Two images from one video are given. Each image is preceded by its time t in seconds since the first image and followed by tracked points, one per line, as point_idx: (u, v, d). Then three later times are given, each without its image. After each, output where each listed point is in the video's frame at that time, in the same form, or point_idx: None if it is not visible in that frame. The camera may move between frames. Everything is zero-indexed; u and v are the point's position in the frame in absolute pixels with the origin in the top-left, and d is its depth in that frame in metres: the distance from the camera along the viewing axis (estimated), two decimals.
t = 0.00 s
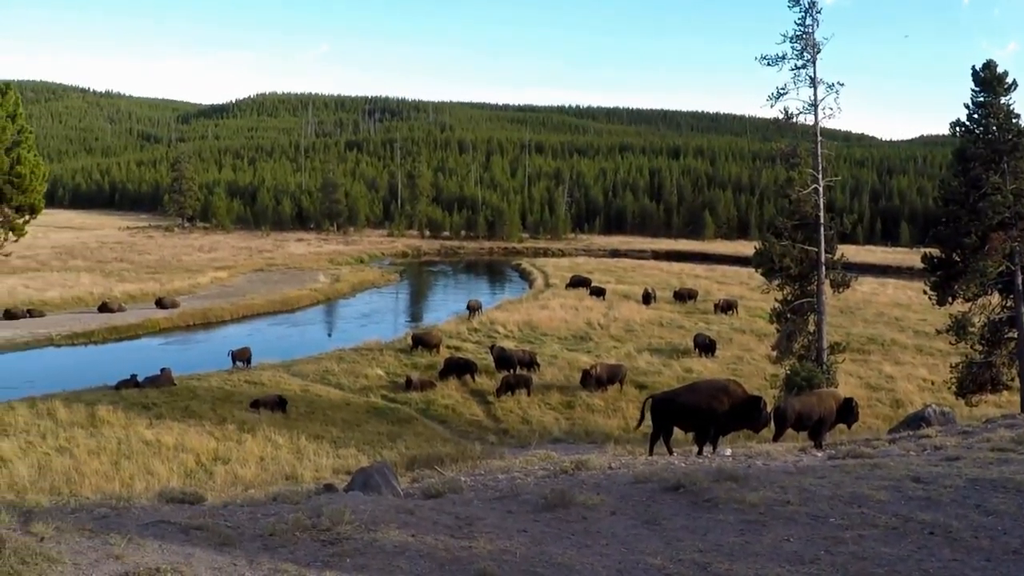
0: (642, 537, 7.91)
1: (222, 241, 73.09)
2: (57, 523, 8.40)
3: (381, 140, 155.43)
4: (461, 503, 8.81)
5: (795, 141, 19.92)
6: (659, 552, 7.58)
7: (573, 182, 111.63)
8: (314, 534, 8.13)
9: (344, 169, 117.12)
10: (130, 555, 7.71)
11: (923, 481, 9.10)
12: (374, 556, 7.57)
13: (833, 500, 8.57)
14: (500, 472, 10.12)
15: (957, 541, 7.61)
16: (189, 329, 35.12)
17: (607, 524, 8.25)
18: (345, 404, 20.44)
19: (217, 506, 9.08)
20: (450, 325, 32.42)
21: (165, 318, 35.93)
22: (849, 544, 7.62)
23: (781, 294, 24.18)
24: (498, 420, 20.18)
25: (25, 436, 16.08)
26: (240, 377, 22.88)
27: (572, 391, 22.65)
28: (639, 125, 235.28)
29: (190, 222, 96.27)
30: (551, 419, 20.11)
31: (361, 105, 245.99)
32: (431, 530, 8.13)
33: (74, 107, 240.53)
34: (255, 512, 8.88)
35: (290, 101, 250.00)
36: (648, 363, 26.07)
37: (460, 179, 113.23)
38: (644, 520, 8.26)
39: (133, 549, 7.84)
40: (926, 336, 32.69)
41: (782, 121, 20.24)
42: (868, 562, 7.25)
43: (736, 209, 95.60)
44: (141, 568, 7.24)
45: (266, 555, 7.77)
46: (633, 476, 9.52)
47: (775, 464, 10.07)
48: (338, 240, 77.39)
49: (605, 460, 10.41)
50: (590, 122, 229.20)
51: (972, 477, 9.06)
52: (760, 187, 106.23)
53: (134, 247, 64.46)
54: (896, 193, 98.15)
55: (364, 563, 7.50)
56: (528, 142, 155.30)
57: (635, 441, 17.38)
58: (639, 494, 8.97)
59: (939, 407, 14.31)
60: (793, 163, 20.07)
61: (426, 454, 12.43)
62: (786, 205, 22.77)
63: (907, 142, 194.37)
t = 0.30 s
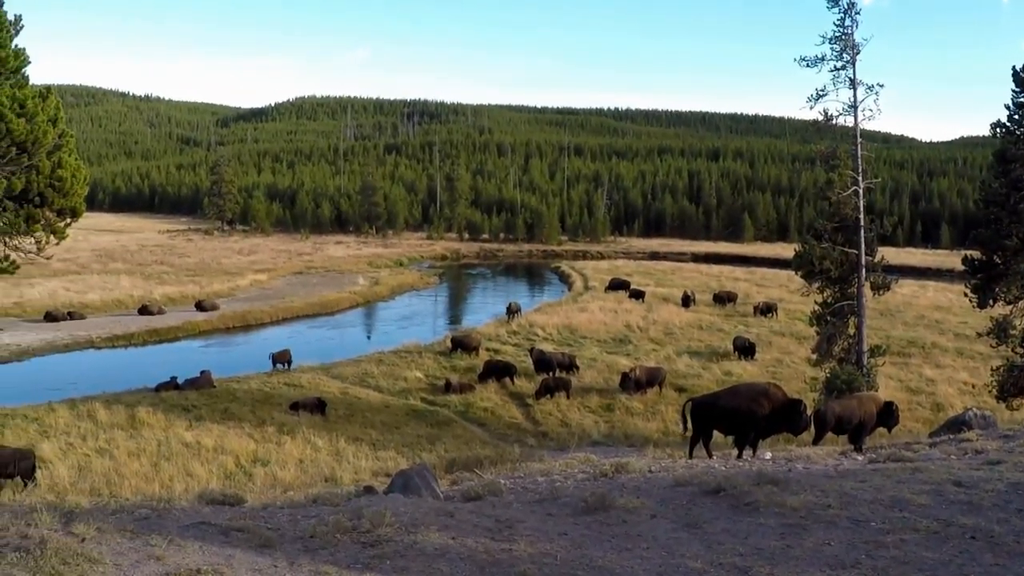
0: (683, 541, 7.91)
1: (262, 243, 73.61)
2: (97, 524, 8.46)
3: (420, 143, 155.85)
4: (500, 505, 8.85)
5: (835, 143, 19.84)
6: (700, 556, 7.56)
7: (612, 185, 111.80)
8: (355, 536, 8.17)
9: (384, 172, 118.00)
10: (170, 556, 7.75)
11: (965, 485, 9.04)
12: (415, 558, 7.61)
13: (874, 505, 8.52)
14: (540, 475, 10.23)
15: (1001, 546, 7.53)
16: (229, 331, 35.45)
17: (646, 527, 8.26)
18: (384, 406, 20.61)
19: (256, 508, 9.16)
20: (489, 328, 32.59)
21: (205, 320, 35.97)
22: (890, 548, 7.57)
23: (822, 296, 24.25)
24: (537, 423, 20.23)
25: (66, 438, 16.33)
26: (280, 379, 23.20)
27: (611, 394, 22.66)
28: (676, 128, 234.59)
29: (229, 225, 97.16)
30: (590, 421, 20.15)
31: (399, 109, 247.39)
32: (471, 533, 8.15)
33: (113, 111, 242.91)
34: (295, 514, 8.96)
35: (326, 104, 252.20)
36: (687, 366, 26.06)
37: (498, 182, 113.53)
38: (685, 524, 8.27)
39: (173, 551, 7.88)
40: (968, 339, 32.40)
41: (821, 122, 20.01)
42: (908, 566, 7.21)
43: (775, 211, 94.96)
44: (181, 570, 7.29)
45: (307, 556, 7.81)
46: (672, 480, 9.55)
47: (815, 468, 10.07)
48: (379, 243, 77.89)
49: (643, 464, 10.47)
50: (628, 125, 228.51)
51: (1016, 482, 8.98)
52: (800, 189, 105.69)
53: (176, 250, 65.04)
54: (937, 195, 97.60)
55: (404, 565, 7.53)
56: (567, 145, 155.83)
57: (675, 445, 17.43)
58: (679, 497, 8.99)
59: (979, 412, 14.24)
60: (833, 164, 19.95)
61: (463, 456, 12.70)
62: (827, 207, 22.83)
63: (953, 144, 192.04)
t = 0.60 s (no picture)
0: (720, 542, 7.92)
1: (299, 244, 73.95)
2: (136, 524, 8.49)
3: (456, 143, 155.62)
4: (537, 506, 8.92)
5: (871, 143, 19.72)
6: (737, 558, 7.56)
7: (649, 185, 111.74)
8: (392, 536, 8.20)
9: (419, 173, 118.37)
10: (208, 556, 7.77)
11: (1003, 488, 9.01)
12: (452, 557, 7.65)
13: (911, 508, 8.50)
14: (576, 477, 10.33)
15: None
16: (267, 332, 35.58)
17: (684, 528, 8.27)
18: (420, 407, 20.76)
19: (294, 508, 9.23)
20: (525, 329, 32.67)
21: (241, 322, 36.05)
22: (929, 551, 7.54)
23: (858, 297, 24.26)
24: (573, 424, 20.28)
25: (101, 437, 16.53)
26: (316, 379, 23.46)
27: (647, 395, 22.66)
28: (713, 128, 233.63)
29: (266, 225, 97.70)
30: (627, 423, 20.16)
31: (436, 109, 247.73)
32: (508, 534, 8.18)
33: (150, 112, 244.28)
34: (332, 514, 9.01)
35: (362, 105, 253.14)
36: (724, 367, 26.04)
37: (536, 183, 113.39)
38: (722, 526, 8.29)
39: (211, 551, 7.91)
40: (1007, 341, 32.10)
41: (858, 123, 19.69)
42: (947, 568, 7.17)
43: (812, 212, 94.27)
44: (219, 569, 7.31)
45: (344, 557, 7.83)
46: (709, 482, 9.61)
47: (853, 470, 10.09)
48: (416, 244, 78.09)
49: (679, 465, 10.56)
50: (665, 125, 227.34)
51: None
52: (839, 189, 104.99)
53: (214, 251, 65.61)
54: (975, 196, 96.94)
55: (442, 565, 7.55)
56: (603, 146, 155.74)
57: (712, 446, 17.49)
58: (715, 499, 9.04)
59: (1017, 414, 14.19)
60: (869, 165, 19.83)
61: (500, 458, 13.24)
62: (863, 207, 22.83)
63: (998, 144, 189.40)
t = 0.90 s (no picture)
0: (754, 542, 7.94)
1: (332, 243, 74.20)
2: (170, 521, 8.54)
3: (488, 142, 155.38)
4: (570, 505, 8.96)
5: (905, 142, 19.80)
6: (771, 558, 7.58)
7: (681, 184, 111.51)
8: (426, 535, 8.23)
9: (451, 172, 118.45)
10: (242, 554, 7.80)
11: None
12: (486, 555, 7.69)
13: (944, 509, 8.49)
14: (607, 476, 10.39)
15: None
16: (300, 330, 35.68)
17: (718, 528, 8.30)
18: (452, 405, 20.84)
19: (326, 506, 9.30)
20: (558, 328, 32.71)
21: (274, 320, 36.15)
22: (962, 552, 7.52)
23: (892, 298, 24.11)
24: (605, 423, 20.30)
25: (134, 434, 16.65)
26: (349, 377, 23.60)
27: (680, 395, 22.66)
28: (745, 126, 232.36)
29: (298, 224, 97.96)
30: (660, 422, 20.18)
31: (467, 108, 247.45)
32: (541, 533, 8.21)
33: (181, 110, 245.09)
34: (365, 512, 9.07)
35: (394, 105, 253.20)
36: (757, 366, 26.04)
37: (567, 182, 113.17)
38: (755, 525, 8.32)
39: (245, 549, 7.94)
40: None
41: (892, 122, 19.85)
42: (981, 570, 7.15)
43: (845, 211, 93.98)
44: (254, 567, 7.34)
45: (378, 556, 7.86)
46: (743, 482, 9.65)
47: (888, 470, 10.11)
48: (448, 243, 78.11)
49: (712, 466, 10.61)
50: (699, 124, 225.73)
51: None
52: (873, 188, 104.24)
53: (246, 249, 65.81)
54: (1009, 194, 96.42)
55: (475, 563, 7.58)
56: (636, 145, 155.41)
57: (744, 446, 17.50)
58: (748, 499, 9.06)
59: None
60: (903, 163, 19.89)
61: (531, 457, 13.26)
62: (897, 206, 22.75)
63: None
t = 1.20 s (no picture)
0: (788, 545, 7.93)
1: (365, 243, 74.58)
2: (204, 520, 8.58)
3: (522, 143, 155.55)
4: (604, 506, 9.00)
5: (939, 141, 19.69)
6: (806, 560, 7.57)
7: (715, 185, 111.28)
8: (460, 535, 8.27)
9: (484, 173, 118.78)
10: (275, 553, 7.83)
11: None
12: (520, 555, 7.72)
13: (981, 513, 8.45)
14: (641, 477, 10.46)
15: None
16: (333, 330, 35.82)
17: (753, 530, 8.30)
18: (485, 406, 20.90)
19: (359, 506, 9.35)
20: (591, 329, 32.77)
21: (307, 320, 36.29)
22: (998, 555, 7.48)
23: (927, 299, 23.96)
24: (639, 424, 20.32)
25: (168, 432, 16.80)
26: (382, 377, 23.73)
27: (714, 396, 22.64)
28: (778, 126, 231.38)
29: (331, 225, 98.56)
30: (693, 423, 20.18)
31: (501, 109, 247.50)
32: (575, 534, 8.22)
33: (215, 111, 247.05)
34: (399, 513, 9.13)
35: (428, 106, 253.69)
36: (790, 368, 26.02)
37: (599, 182, 113.16)
38: (790, 528, 8.33)
39: (279, 548, 7.97)
40: None
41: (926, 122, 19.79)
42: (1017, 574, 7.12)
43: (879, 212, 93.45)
44: (289, 566, 7.38)
45: (412, 555, 7.89)
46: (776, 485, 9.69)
47: (924, 473, 10.12)
48: (483, 244, 78.26)
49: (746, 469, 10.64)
50: (732, 125, 225.06)
51: None
52: (908, 189, 103.52)
53: (280, 250, 66.12)
54: None
55: (510, 563, 7.61)
56: (670, 146, 155.05)
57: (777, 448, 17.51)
58: (781, 501, 9.09)
59: None
60: (937, 163, 19.82)
61: (564, 457, 13.28)
62: (932, 206, 22.56)
63: None
